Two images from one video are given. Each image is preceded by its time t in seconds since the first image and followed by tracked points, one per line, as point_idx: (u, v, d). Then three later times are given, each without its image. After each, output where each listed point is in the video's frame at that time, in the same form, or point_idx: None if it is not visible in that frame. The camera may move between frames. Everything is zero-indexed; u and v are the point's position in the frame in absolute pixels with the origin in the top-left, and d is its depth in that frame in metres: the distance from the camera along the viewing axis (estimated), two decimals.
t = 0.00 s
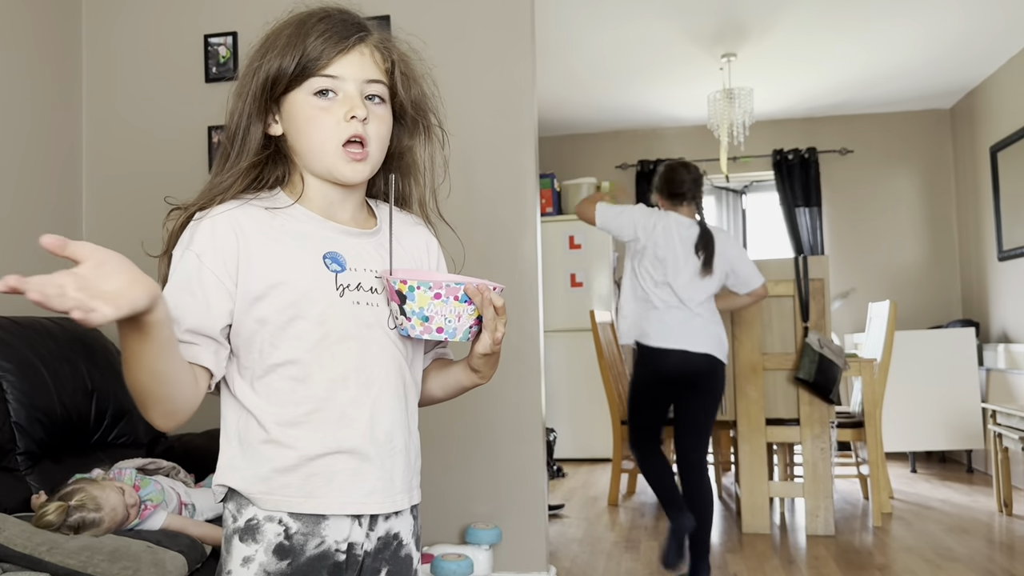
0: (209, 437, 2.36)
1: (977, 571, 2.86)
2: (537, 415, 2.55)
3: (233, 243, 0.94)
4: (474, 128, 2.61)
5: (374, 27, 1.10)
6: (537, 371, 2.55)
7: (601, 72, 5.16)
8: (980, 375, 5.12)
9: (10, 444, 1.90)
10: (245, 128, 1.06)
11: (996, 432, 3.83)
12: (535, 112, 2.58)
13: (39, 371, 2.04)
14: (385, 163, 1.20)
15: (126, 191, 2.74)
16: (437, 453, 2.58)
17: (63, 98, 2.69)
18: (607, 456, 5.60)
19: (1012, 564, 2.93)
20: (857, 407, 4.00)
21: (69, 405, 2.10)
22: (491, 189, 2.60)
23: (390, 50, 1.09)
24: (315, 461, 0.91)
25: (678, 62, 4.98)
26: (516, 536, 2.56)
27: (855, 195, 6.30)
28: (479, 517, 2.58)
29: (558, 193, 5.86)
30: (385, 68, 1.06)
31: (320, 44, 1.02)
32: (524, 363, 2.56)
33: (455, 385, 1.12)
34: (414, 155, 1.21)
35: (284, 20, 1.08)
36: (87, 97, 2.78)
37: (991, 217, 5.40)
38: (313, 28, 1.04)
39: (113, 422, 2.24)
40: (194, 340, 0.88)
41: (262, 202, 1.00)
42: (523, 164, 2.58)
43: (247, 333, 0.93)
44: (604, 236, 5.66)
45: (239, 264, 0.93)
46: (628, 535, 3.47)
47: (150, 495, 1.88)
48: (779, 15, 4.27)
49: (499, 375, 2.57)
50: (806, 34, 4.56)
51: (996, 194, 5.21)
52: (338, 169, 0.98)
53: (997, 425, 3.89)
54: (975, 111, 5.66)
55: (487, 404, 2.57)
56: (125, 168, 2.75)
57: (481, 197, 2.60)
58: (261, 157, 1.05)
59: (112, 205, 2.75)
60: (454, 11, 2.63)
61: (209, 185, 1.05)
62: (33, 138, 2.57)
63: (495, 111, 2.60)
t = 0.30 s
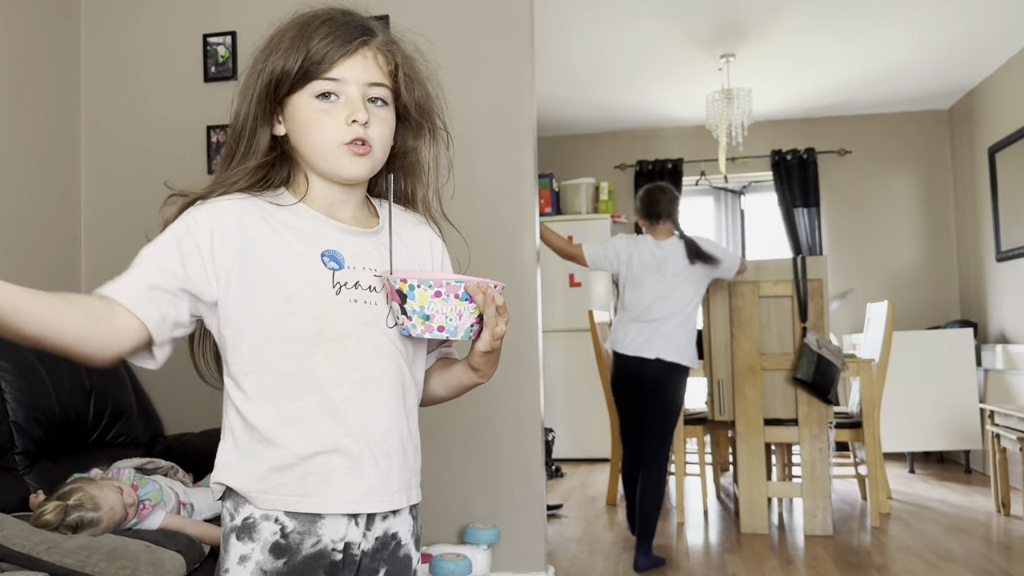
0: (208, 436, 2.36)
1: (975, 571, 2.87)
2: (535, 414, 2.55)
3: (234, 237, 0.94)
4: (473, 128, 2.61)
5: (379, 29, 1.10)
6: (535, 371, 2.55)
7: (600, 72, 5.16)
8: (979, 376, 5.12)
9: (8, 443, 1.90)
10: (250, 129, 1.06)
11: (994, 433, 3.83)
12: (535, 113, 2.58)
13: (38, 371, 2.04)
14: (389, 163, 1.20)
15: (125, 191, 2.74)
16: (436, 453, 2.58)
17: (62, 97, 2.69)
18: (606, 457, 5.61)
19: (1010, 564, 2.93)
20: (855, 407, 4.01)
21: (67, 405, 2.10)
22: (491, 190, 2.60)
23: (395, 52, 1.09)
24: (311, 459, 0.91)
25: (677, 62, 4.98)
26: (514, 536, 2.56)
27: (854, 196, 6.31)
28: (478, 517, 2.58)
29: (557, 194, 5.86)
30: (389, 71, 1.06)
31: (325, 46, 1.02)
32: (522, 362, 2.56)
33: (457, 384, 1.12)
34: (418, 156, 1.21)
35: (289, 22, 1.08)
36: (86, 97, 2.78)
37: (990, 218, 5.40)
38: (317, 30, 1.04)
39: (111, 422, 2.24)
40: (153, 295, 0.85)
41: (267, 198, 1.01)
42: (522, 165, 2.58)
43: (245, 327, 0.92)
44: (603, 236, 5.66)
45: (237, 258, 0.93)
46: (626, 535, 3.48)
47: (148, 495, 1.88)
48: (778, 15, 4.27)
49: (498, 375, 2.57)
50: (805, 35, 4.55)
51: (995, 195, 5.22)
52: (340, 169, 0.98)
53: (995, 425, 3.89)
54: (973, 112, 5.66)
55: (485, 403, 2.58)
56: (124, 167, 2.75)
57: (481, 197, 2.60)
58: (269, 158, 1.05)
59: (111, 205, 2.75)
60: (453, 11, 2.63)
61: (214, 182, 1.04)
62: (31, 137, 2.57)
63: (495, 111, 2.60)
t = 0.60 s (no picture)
0: (205, 436, 2.36)
1: (973, 571, 2.87)
2: (534, 413, 2.55)
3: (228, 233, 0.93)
4: (473, 127, 2.61)
5: (379, 29, 1.09)
6: (535, 371, 2.56)
7: (600, 72, 5.15)
8: (977, 377, 5.12)
9: (7, 443, 1.90)
10: (242, 120, 1.05)
11: (993, 433, 3.83)
12: (535, 114, 2.58)
13: (36, 370, 2.04)
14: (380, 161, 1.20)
15: (123, 190, 2.74)
16: (435, 453, 2.58)
17: (61, 96, 2.69)
18: (604, 457, 5.61)
19: (1008, 564, 2.94)
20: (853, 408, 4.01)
21: (66, 405, 2.09)
22: (490, 189, 2.60)
23: (394, 54, 1.09)
24: (316, 457, 0.91)
25: (676, 62, 4.97)
26: (512, 536, 2.56)
27: (853, 197, 6.31)
28: (476, 517, 2.58)
29: (556, 194, 5.86)
30: (386, 73, 1.06)
31: (325, 44, 1.02)
32: (521, 361, 2.56)
33: (457, 378, 1.12)
34: (408, 154, 1.21)
35: (288, 15, 1.08)
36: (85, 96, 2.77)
37: (989, 218, 5.40)
38: (318, 28, 1.04)
39: (109, 422, 2.24)
40: (123, 291, 0.85)
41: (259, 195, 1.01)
42: (522, 165, 2.58)
43: (243, 322, 0.92)
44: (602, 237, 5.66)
45: (234, 257, 0.93)
46: (625, 536, 3.48)
47: (146, 494, 1.89)
48: (778, 16, 4.26)
49: (497, 375, 2.57)
50: (805, 35, 4.55)
51: (994, 196, 5.22)
52: (332, 168, 0.98)
53: (993, 426, 3.89)
54: (973, 112, 5.66)
55: (484, 403, 2.58)
56: (124, 167, 2.74)
57: (480, 196, 2.60)
58: (260, 151, 1.05)
59: (110, 204, 2.75)
60: (452, 11, 2.63)
61: (204, 177, 1.04)
62: (31, 137, 2.57)
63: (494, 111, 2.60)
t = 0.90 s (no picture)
0: (204, 436, 2.36)
1: (971, 572, 2.88)
2: (533, 413, 2.56)
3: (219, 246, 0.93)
4: (470, 127, 2.61)
5: (361, 25, 1.09)
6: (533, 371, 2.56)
7: (599, 72, 5.15)
8: (976, 377, 5.12)
9: (5, 442, 1.90)
10: (224, 121, 1.05)
11: (991, 434, 3.83)
12: (532, 113, 2.58)
13: (34, 370, 2.04)
14: (366, 158, 1.20)
15: (121, 190, 2.74)
16: (433, 453, 2.58)
17: (60, 96, 2.69)
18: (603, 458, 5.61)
19: (1006, 564, 2.94)
20: (852, 408, 4.00)
21: (65, 405, 2.09)
22: (488, 189, 2.60)
23: (375, 49, 1.09)
24: (315, 462, 0.91)
25: (675, 62, 4.97)
26: (510, 536, 2.56)
27: (852, 198, 6.31)
28: (474, 517, 2.58)
29: (555, 194, 5.86)
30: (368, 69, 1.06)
31: (307, 41, 1.01)
32: (519, 361, 2.56)
33: (452, 375, 1.12)
34: (395, 149, 1.20)
35: (267, 14, 1.07)
36: (84, 95, 2.77)
37: (988, 219, 5.39)
38: (300, 25, 1.03)
39: (108, 422, 2.24)
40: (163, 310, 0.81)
41: (247, 199, 1.01)
42: (519, 164, 2.58)
43: (238, 328, 0.92)
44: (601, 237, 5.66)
45: (228, 264, 0.93)
46: (623, 536, 3.48)
47: (145, 494, 1.88)
48: (777, 16, 4.26)
49: (494, 376, 2.57)
50: (804, 34, 4.54)
51: (993, 197, 5.22)
52: (319, 166, 0.97)
53: (991, 427, 3.89)
54: (972, 113, 5.65)
55: (482, 403, 2.58)
56: (122, 167, 2.74)
57: (477, 196, 2.60)
58: (243, 155, 1.05)
59: (109, 203, 2.74)
60: (451, 11, 2.63)
61: (190, 185, 1.04)
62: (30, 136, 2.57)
63: (492, 111, 2.60)
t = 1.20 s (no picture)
0: (203, 436, 2.36)
1: (970, 572, 2.88)
2: (531, 413, 2.56)
3: (216, 246, 0.94)
4: (469, 127, 2.61)
5: (360, 23, 1.09)
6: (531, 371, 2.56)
7: (598, 73, 5.15)
8: (975, 378, 5.12)
9: (4, 443, 1.90)
10: (220, 120, 1.05)
11: (990, 435, 3.83)
12: (532, 114, 2.58)
13: (33, 370, 2.04)
14: (365, 156, 1.19)
15: (121, 190, 2.74)
16: (431, 453, 2.58)
17: (59, 96, 2.69)
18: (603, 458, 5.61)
19: (1005, 565, 2.94)
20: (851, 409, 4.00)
21: (64, 405, 2.09)
22: (487, 190, 2.60)
23: (374, 46, 1.09)
24: (301, 463, 0.91)
25: (674, 63, 4.97)
26: (509, 536, 2.56)
27: (851, 198, 6.31)
28: (473, 517, 2.57)
29: (554, 195, 5.86)
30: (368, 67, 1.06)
31: (304, 39, 1.01)
32: (516, 362, 2.56)
33: (439, 383, 1.12)
34: (394, 148, 1.20)
35: (265, 12, 1.07)
36: (84, 95, 2.77)
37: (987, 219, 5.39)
38: (295, 23, 1.03)
39: (107, 422, 2.24)
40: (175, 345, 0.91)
41: (246, 198, 1.00)
42: (518, 165, 2.58)
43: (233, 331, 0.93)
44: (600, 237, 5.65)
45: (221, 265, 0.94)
46: (622, 536, 3.48)
47: (144, 495, 1.88)
48: (777, 16, 4.26)
49: (493, 376, 2.57)
50: (803, 35, 4.54)
51: (994, 198, 5.21)
52: (316, 164, 0.97)
53: (990, 427, 3.88)
54: (972, 113, 5.65)
55: (481, 403, 2.58)
56: (121, 167, 2.74)
57: (475, 196, 2.60)
58: (238, 152, 1.06)
59: (109, 203, 2.74)
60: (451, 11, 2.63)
61: (186, 186, 1.05)
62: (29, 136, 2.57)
63: (492, 111, 2.60)
